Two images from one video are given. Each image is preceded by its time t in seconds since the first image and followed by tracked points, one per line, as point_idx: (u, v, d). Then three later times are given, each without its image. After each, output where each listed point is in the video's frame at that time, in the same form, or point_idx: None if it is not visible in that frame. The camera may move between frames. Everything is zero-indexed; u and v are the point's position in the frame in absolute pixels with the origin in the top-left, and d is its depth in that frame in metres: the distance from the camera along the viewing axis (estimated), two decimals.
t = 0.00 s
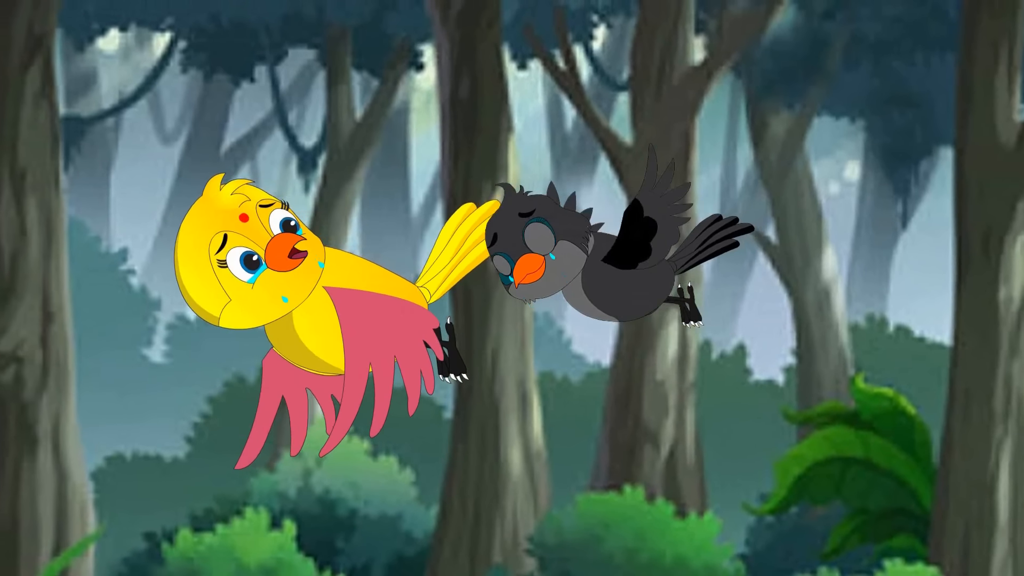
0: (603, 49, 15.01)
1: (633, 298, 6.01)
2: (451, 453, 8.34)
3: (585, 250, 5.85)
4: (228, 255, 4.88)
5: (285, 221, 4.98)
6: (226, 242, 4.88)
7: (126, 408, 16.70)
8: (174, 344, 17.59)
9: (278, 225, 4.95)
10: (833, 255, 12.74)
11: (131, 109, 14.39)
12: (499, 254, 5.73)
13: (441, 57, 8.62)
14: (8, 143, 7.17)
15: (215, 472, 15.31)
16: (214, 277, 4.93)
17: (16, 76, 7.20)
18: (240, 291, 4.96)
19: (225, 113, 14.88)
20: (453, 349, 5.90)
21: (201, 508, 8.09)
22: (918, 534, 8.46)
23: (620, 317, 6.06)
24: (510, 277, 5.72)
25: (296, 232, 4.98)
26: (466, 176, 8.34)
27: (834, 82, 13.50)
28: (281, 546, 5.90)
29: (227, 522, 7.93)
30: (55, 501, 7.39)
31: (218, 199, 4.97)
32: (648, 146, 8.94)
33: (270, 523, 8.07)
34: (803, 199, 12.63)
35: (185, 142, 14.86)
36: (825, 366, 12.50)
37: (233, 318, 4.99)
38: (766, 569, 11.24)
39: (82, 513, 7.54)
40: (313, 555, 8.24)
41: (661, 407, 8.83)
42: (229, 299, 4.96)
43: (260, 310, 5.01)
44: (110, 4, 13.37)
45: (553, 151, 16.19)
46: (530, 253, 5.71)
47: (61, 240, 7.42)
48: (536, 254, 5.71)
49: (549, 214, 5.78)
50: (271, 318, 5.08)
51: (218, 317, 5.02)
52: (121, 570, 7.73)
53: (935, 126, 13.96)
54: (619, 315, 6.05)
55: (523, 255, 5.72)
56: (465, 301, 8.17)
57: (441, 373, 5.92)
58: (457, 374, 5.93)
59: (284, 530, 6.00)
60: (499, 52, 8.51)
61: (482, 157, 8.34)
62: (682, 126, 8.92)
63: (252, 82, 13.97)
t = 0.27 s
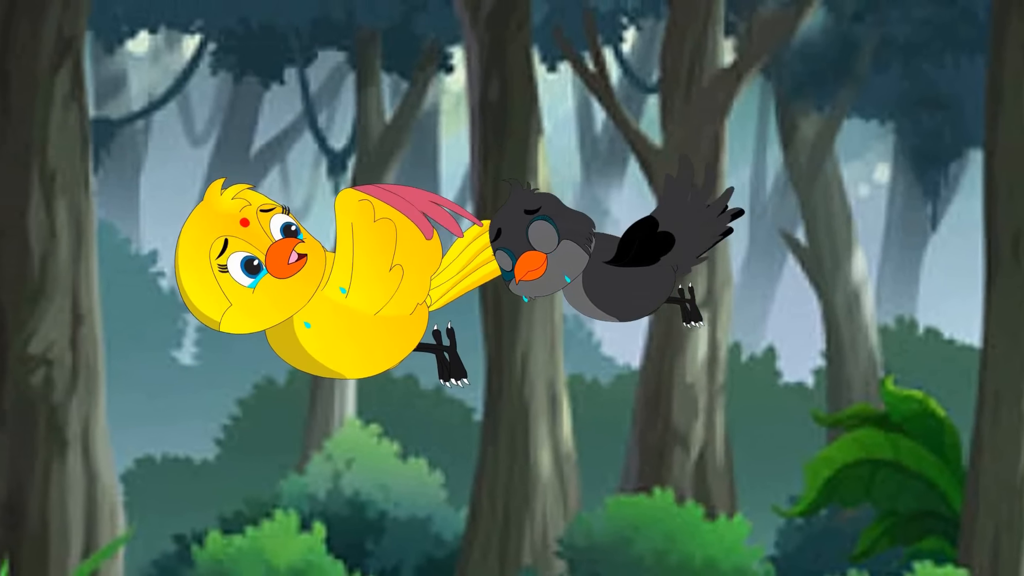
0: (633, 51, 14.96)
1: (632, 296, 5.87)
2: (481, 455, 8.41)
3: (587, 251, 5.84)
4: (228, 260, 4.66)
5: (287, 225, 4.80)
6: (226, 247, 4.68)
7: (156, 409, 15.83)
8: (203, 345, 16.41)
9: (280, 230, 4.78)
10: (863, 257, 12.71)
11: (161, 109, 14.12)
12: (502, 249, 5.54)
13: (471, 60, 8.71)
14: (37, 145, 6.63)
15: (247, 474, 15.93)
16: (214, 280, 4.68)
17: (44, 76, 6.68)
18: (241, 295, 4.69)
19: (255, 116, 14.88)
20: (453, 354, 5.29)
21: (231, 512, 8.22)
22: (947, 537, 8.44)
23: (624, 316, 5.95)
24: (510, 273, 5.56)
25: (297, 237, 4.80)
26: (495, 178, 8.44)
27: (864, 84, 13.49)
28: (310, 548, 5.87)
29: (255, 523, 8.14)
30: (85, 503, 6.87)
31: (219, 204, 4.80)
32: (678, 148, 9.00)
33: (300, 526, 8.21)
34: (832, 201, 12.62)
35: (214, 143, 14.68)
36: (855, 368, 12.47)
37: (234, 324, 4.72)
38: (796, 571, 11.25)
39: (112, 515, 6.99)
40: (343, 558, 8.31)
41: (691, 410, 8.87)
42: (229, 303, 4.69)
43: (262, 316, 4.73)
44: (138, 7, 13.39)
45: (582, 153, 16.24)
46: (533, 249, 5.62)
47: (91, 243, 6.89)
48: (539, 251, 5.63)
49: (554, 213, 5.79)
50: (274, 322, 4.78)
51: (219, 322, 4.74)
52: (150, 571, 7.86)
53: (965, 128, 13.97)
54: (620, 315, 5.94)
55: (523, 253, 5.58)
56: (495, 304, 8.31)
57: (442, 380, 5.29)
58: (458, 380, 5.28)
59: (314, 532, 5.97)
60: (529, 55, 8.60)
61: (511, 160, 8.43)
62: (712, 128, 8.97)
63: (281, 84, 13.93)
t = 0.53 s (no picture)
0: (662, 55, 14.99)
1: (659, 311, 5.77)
2: (511, 457, 8.48)
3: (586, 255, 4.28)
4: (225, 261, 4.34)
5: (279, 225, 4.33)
6: (225, 247, 4.38)
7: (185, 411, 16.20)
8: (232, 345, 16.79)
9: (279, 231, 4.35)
10: (893, 259, 12.70)
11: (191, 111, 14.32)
12: (505, 243, 4.22)
13: (501, 63, 8.80)
14: (67, 146, 6.70)
15: (277, 476, 16.10)
16: (214, 280, 4.38)
17: (74, 77, 6.72)
18: (240, 296, 4.34)
19: (285, 117, 14.93)
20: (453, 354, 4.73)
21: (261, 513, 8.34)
22: (977, 539, 8.43)
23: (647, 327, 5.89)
24: (512, 267, 4.21)
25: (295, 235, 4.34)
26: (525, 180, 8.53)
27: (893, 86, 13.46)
28: (340, 550, 5.81)
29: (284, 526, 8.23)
30: (114, 506, 6.90)
31: (217, 204, 4.51)
32: (708, 150, 9.05)
33: (329, 528, 8.32)
34: (862, 203, 12.62)
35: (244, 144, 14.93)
36: (884, 370, 12.53)
37: (236, 325, 4.33)
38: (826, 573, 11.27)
39: (142, 518, 7.02)
40: (373, 560, 8.44)
41: (721, 412, 8.91)
42: (229, 305, 4.34)
43: (259, 315, 4.31)
44: (168, 9, 13.32)
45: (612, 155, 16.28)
46: (535, 246, 4.19)
47: (121, 246, 6.95)
48: (542, 249, 4.19)
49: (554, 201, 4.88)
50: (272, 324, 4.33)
51: (219, 324, 4.37)
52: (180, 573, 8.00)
53: (995, 130, 13.89)
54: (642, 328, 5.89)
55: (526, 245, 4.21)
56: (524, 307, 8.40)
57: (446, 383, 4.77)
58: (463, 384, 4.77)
59: (344, 534, 5.89)
60: (558, 57, 8.68)
61: (541, 162, 8.52)
62: (742, 131, 8.98)
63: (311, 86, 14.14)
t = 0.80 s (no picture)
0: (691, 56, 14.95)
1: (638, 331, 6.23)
2: (541, 458, 8.60)
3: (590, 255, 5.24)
4: (229, 261, 4.91)
5: (288, 226, 4.99)
6: (228, 248, 4.92)
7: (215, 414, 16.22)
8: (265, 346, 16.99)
9: (282, 230, 4.97)
10: (922, 261, 12.72)
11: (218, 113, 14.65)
12: (505, 248, 5.10)
13: (531, 65, 8.91)
14: (97, 149, 6.89)
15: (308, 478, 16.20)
16: (216, 280, 4.98)
17: (104, 80, 6.89)
18: (241, 296, 4.98)
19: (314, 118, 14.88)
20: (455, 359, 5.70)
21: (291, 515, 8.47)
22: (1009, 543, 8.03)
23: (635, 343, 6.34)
24: (513, 271, 5.08)
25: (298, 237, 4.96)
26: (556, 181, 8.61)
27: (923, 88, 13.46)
28: (371, 552, 5.96)
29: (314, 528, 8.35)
30: (144, 508, 7.07)
31: (220, 205, 5.06)
32: (737, 152, 9.12)
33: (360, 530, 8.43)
34: (892, 206, 12.65)
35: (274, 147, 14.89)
36: (914, 372, 12.49)
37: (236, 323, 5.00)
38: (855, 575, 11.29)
39: (172, 519, 7.19)
40: (403, 563, 8.56)
41: (750, 414, 8.98)
42: (231, 305, 4.99)
43: (263, 315, 5.01)
44: (199, 12, 13.27)
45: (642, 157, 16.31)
46: (536, 250, 5.08)
47: (150, 248, 7.12)
48: (542, 253, 5.08)
49: (560, 213, 5.16)
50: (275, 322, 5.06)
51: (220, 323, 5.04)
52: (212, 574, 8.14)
53: None
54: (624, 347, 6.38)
55: (528, 252, 5.08)
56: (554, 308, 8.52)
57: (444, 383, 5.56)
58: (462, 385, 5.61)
59: (373, 537, 6.04)
60: (588, 59, 8.77)
61: (570, 165, 8.60)
62: (771, 133, 9.05)
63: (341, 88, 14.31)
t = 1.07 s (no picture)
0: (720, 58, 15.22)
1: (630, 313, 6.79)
2: (570, 460, 8.68)
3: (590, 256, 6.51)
4: (231, 261, 5.32)
5: (288, 227, 5.45)
6: (229, 249, 5.33)
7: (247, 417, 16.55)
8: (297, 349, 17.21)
9: (282, 231, 5.43)
10: (951, 263, 12.74)
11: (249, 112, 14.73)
12: (504, 257, 6.15)
13: (561, 68, 9.00)
14: (126, 151, 7.04)
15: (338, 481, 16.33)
16: (217, 282, 5.41)
17: (134, 84, 7.06)
18: (241, 297, 5.41)
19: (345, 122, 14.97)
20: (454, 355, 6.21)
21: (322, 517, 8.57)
22: None
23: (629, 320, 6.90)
24: (512, 278, 6.13)
25: (299, 237, 5.44)
26: (585, 186, 8.69)
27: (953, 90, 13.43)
28: (400, 554, 6.02)
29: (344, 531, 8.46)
30: (174, 512, 7.20)
31: (222, 206, 5.45)
32: (766, 154, 9.18)
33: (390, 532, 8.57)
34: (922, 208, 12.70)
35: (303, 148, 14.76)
36: (944, 374, 12.49)
37: (236, 324, 5.42)
38: None
39: (201, 522, 7.33)
40: (433, 565, 8.68)
41: (780, 416, 9.03)
42: (232, 306, 5.42)
43: (263, 314, 5.44)
44: (229, 15, 13.34)
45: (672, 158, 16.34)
46: (535, 257, 6.14)
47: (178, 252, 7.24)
48: (541, 259, 6.15)
49: (556, 220, 6.22)
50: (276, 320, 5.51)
51: (221, 325, 5.45)
52: None
53: None
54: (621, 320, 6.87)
55: (525, 259, 6.13)
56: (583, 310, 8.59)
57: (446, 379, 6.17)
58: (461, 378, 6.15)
59: (403, 539, 6.11)
60: (617, 62, 8.84)
61: (599, 168, 8.70)
62: (801, 135, 9.11)
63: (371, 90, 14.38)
